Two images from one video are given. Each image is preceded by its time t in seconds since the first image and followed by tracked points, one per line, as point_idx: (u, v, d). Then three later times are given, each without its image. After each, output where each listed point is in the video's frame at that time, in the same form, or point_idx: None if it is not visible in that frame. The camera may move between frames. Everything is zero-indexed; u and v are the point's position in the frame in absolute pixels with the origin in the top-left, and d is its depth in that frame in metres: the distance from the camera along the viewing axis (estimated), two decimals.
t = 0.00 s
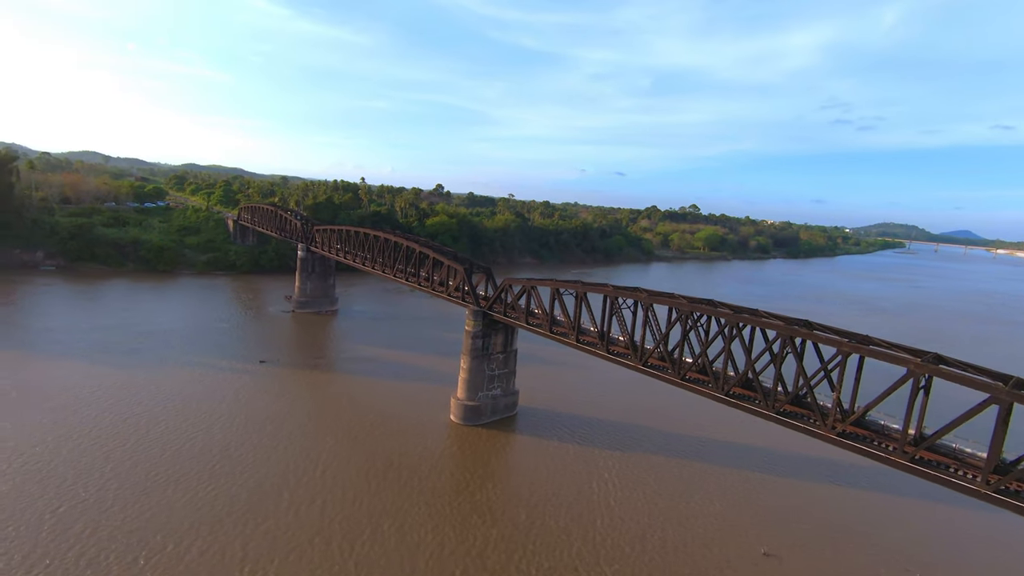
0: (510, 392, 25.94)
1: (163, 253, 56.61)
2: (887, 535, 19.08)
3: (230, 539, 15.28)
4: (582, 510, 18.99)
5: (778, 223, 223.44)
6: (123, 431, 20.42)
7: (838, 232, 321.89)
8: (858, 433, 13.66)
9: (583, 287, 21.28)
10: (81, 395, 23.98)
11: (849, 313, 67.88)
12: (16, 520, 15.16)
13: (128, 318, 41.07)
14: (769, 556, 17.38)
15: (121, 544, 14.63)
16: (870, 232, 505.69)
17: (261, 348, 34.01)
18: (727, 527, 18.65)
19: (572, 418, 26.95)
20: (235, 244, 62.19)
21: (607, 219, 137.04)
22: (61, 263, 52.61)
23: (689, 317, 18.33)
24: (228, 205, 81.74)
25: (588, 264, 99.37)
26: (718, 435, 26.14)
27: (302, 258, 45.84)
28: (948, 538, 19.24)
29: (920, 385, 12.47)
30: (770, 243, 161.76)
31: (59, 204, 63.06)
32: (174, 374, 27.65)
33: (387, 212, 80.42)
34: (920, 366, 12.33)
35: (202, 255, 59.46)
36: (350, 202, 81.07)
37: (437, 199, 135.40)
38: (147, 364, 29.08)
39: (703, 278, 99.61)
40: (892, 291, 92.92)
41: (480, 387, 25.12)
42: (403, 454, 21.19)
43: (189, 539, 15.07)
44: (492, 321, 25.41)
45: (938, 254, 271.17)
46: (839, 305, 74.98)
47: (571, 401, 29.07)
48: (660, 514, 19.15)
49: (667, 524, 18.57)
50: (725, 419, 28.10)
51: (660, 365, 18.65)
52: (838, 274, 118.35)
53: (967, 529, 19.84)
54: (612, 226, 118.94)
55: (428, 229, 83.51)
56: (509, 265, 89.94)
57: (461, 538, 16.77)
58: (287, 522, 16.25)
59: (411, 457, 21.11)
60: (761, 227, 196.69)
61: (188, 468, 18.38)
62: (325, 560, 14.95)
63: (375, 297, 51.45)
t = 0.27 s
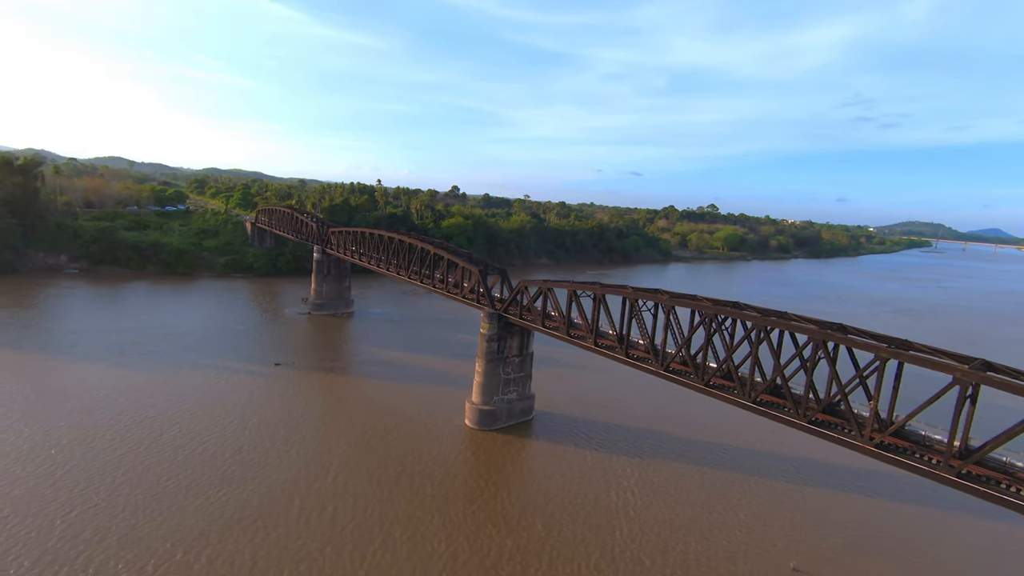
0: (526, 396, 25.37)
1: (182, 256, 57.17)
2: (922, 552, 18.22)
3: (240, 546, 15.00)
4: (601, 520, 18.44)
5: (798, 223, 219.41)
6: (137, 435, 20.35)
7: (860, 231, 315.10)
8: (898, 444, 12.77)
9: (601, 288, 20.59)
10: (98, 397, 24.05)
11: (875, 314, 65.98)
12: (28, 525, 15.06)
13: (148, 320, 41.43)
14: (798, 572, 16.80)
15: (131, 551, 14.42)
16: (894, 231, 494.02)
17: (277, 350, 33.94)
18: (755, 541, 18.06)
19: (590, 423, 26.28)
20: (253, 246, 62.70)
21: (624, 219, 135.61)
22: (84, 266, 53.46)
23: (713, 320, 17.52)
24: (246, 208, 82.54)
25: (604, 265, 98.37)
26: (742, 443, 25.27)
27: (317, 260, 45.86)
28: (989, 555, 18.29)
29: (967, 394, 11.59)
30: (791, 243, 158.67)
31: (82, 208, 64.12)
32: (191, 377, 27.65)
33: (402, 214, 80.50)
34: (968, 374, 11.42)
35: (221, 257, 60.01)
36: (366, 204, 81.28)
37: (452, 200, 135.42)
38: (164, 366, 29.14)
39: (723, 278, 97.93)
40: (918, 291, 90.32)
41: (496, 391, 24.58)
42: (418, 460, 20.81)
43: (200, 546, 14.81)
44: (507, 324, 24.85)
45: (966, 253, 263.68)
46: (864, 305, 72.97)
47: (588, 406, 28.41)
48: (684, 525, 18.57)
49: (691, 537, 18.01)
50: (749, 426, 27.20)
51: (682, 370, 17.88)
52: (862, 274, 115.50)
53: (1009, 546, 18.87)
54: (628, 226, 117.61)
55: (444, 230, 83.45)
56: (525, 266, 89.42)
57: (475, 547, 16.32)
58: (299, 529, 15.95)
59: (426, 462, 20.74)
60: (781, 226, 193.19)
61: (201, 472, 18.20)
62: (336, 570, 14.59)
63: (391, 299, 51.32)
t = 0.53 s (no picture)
0: (541, 400, 24.79)
1: (199, 259, 57.69)
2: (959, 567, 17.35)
3: (251, 555, 14.76)
4: (619, 534, 17.92)
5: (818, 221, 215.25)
6: (151, 440, 20.29)
7: (882, 228, 308.39)
8: (940, 455, 11.93)
9: (618, 289, 19.90)
10: (114, 402, 24.10)
11: (901, 312, 64.07)
12: (40, 532, 14.94)
13: (165, 323, 41.72)
14: None
15: (141, 560, 14.21)
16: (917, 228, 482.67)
17: (291, 353, 33.84)
18: (779, 557, 17.43)
19: (607, 428, 25.61)
20: (269, 250, 63.08)
21: (639, 218, 134.20)
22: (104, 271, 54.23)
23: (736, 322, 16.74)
24: (262, 212, 83.19)
25: (620, 265, 97.27)
26: (766, 450, 24.39)
27: (331, 262, 45.78)
28: None
29: (1017, 402, 10.74)
30: (810, 241, 155.61)
31: (103, 213, 65.13)
32: (205, 381, 27.61)
33: (416, 215, 80.45)
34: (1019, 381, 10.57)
35: (237, 261, 60.46)
36: (380, 206, 81.40)
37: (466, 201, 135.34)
38: (180, 370, 29.16)
39: (741, 278, 96.22)
40: (944, 289, 87.78)
41: (510, 395, 24.02)
42: (431, 466, 20.45)
43: (210, 555, 14.57)
44: (521, 326, 24.28)
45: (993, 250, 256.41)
46: (888, 304, 71.01)
47: (605, 409, 27.73)
48: (706, 541, 17.98)
49: (714, 553, 17.42)
50: (772, 432, 26.29)
51: (703, 374, 17.13)
52: (885, 273, 112.66)
53: None
54: (644, 226, 116.24)
55: (457, 231, 83.23)
56: (539, 267, 88.82)
57: (489, 560, 15.91)
58: (310, 538, 15.65)
59: (440, 469, 20.38)
60: (801, 224, 189.64)
61: (213, 478, 18.04)
62: None
63: (404, 301, 51.11)
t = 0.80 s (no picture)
0: (556, 404, 24.21)
1: (213, 263, 58.01)
2: None
3: (260, 567, 14.51)
4: (639, 546, 17.28)
5: (835, 217, 211.48)
6: (163, 447, 20.15)
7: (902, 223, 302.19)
8: (987, 466, 11.12)
9: (635, 290, 19.21)
10: (127, 407, 24.02)
11: (925, 310, 62.32)
12: (50, 542, 14.82)
13: (180, 327, 41.86)
14: None
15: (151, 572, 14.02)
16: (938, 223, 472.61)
17: (304, 357, 33.63)
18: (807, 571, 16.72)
19: (625, 433, 24.94)
20: (282, 253, 63.28)
21: (653, 216, 132.83)
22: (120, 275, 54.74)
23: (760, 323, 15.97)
24: (275, 215, 83.59)
25: (633, 264, 96.15)
26: (789, 456, 23.52)
27: (343, 265, 45.59)
28: None
29: None
30: (828, 238, 152.77)
31: (119, 218, 65.85)
32: (218, 386, 27.44)
33: (428, 216, 80.23)
34: None
35: (250, 264, 60.71)
36: (392, 208, 81.35)
37: (477, 202, 134.93)
38: (193, 375, 29.07)
39: (757, 276, 94.55)
40: (970, 286, 85.25)
41: (524, 399, 23.49)
42: (445, 473, 20.04)
43: (220, 568, 14.35)
44: (535, 328, 23.69)
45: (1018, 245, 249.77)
46: (911, 302, 69.11)
47: (622, 413, 27.06)
48: (729, 553, 17.31)
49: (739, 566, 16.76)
50: (795, 436, 25.41)
51: (726, 378, 16.40)
52: (907, 269, 110.12)
53: None
54: (657, 224, 114.85)
55: (469, 232, 82.87)
56: (552, 267, 88.10)
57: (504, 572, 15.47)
58: (321, 550, 15.35)
59: (454, 476, 19.94)
60: (818, 220, 186.35)
61: (223, 487, 17.80)
62: None
63: (417, 303, 50.82)
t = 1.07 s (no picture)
0: (571, 408, 23.59)
1: (227, 268, 58.26)
2: None
3: None
4: (660, 557, 16.57)
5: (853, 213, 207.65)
6: (173, 454, 19.96)
7: (922, 218, 295.80)
8: None
9: (652, 290, 18.48)
10: (139, 413, 23.93)
11: (950, 306, 60.48)
12: (58, 553, 14.68)
13: (193, 332, 41.93)
14: None
15: None
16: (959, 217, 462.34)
17: (315, 361, 33.40)
18: None
19: (642, 437, 24.22)
20: (294, 256, 63.38)
21: (666, 215, 131.30)
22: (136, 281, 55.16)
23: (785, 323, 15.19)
24: (288, 219, 83.97)
25: (647, 263, 94.98)
26: (814, 461, 22.63)
27: (354, 268, 45.37)
28: None
29: None
30: (847, 234, 149.83)
31: (135, 225, 66.58)
32: (230, 391, 27.26)
33: (439, 218, 79.96)
34: None
35: (263, 268, 60.88)
36: (403, 209, 81.27)
37: (489, 203, 134.56)
38: (206, 380, 28.96)
39: (775, 274, 92.82)
40: (997, 281, 82.73)
41: (538, 403, 22.90)
42: (457, 480, 19.55)
43: None
44: (548, 330, 23.06)
45: None
46: (935, 298, 67.20)
47: (638, 416, 26.34)
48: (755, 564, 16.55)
49: None
50: (820, 440, 24.50)
51: (750, 381, 15.62)
52: (929, 265, 107.40)
53: None
54: (671, 222, 113.42)
55: (481, 233, 82.45)
56: (565, 267, 87.36)
57: None
58: (329, 561, 14.98)
59: (466, 483, 19.45)
60: (835, 216, 183.04)
61: (231, 495, 17.51)
62: None
63: (429, 305, 50.46)
